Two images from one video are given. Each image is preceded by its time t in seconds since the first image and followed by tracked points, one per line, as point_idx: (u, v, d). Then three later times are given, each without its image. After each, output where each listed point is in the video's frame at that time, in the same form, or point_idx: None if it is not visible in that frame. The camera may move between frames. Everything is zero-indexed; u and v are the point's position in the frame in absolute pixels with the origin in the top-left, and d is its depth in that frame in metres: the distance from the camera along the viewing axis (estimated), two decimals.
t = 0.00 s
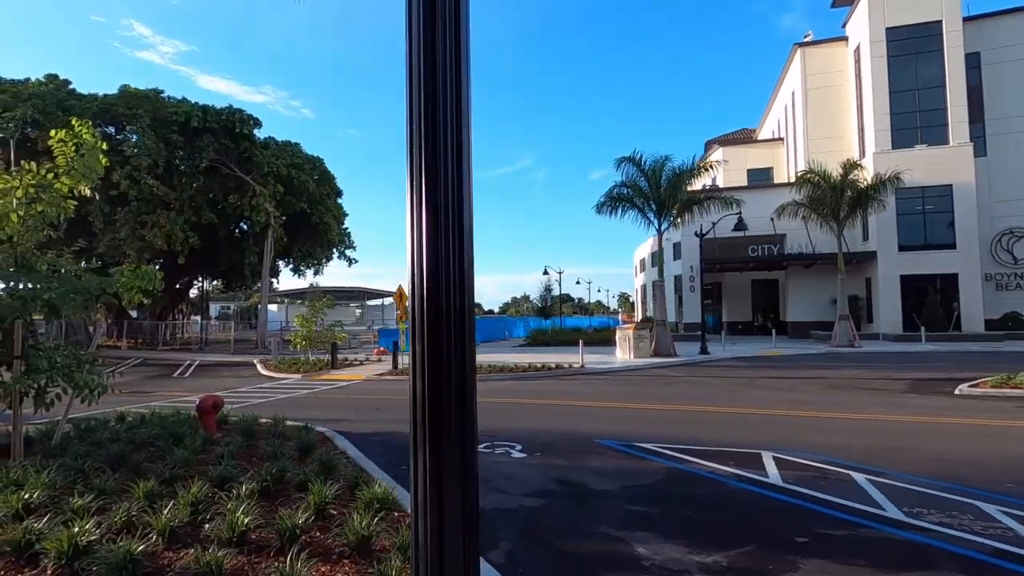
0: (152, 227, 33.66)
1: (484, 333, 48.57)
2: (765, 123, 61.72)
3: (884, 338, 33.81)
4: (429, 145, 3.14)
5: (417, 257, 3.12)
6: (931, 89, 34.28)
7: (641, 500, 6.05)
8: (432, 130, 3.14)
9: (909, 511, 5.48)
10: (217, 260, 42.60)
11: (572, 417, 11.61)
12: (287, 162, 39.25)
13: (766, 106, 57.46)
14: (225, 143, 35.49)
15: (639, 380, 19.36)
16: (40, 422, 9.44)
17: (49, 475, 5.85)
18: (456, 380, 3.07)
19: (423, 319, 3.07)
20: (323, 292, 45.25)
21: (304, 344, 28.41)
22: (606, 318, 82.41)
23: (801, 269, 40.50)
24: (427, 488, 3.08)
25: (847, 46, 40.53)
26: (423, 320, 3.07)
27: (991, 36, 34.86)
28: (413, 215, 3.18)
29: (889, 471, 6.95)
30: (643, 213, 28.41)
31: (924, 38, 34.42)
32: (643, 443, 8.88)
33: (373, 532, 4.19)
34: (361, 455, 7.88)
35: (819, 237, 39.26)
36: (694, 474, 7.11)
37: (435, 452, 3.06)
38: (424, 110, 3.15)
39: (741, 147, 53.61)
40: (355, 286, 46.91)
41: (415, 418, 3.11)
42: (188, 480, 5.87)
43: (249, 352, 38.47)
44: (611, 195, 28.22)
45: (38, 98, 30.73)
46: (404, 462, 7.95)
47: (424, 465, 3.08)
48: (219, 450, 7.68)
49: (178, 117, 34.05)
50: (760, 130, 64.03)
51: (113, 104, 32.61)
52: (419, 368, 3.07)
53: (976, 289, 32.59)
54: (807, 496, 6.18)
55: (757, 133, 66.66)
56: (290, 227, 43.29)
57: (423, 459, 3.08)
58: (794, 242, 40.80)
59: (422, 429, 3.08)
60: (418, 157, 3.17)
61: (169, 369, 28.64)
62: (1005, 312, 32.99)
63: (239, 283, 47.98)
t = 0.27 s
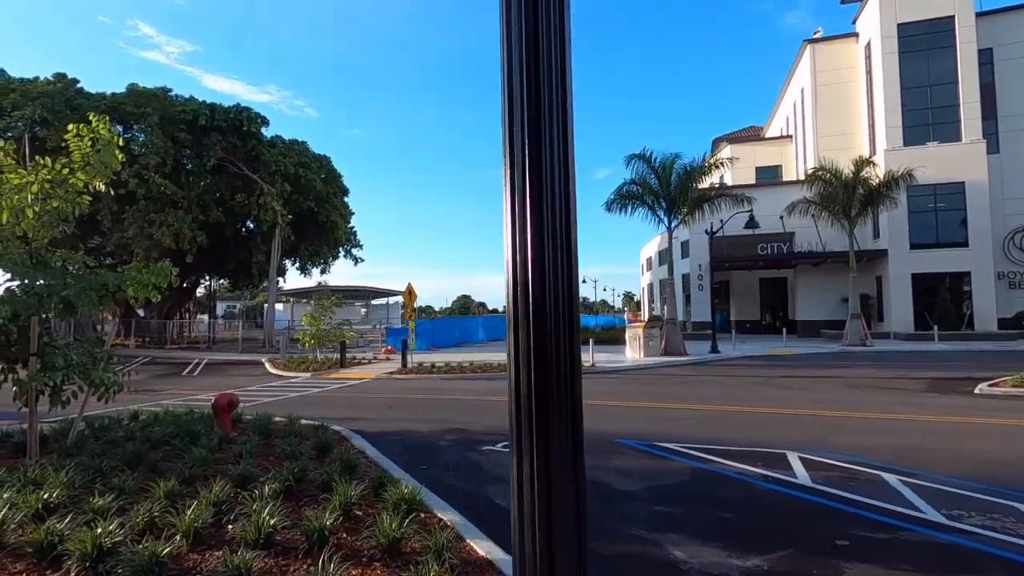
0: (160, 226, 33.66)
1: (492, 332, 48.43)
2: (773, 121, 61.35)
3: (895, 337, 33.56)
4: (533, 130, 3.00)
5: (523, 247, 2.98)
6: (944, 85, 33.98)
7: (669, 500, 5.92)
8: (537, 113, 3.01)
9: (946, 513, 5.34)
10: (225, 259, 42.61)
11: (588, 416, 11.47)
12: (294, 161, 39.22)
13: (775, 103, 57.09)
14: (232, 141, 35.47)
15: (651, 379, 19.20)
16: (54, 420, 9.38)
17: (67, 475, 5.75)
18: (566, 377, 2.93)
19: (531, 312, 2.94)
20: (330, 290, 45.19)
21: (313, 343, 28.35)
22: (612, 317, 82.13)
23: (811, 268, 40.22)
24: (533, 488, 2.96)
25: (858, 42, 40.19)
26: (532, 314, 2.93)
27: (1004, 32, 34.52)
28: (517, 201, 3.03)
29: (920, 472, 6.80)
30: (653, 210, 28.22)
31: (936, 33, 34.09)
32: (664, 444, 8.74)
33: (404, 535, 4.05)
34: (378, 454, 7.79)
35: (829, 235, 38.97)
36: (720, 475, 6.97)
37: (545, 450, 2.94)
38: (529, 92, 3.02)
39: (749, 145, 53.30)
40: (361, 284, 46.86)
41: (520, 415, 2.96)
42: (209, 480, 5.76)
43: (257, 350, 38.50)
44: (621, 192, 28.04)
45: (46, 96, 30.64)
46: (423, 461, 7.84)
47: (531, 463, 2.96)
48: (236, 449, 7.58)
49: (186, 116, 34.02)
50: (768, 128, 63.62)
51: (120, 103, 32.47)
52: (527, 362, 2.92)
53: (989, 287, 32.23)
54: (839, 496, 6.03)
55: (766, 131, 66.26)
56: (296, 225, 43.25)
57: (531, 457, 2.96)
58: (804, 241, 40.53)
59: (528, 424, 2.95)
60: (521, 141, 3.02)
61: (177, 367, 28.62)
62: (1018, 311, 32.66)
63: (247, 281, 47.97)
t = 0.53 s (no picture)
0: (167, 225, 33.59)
1: (498, 331, 48.30)
2: (782, 118, 60.98)
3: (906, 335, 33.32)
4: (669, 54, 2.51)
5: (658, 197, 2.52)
6: (956, 81, 33.66)
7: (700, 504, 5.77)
8: (679, 52, 2.51)
9: (990, 517, 5.17)
10: (231, 257, 42.59)
11: (604, 416, 11.33)
12: (301, 159, 39.15)
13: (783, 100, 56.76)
14: (239, 139, 35.41)
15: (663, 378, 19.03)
16: (68, 419, 9.31)
17: (85, 476, 5.63)
18: (718, 351, 2.44)
19: (674, 272, 2.46)
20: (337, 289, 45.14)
21: (321, 341, 28.31)
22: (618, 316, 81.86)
23: (820, 266, 39.95)
24: (678, 487, 2.46)
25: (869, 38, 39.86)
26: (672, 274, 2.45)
27: (1017, 27, 34.18)
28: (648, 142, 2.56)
29: (955, 474, 6.62)
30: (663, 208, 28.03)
31: (949, 29, 33.77)
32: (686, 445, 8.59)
33: (438, 541, 3.92)
34: (397, 454, 7.67)
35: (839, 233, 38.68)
36: (750, 477, 6.81)
37: (696, 440, 2.43)
38: (667, 9, 2.52)
39: (757, 143, 53.00)
40: (368, 283, 46.79)
41: (661, 398, 2.48)
42: (229, 483, 5.63)
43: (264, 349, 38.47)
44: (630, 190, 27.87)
45: (55, 95, 30.62)
46: (443, 462, 7.71)
47: (677, 457, 2.45)
48: (253, 448, 7.47)
49: (194, 114, 33.98)
50: (776, 125, 63.25)
51: (128, 101, 32.37)
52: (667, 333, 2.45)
53: (1002, 282, 32.10)
54: (875, 500, 5.86)
55: (774, 128, 65.87)
56: (303, 224, 43.18)
57: (677, 449, 2.45)
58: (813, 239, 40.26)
59: (674, 427, 2.46)
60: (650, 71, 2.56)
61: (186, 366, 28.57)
62: None
63: (253, 280, 47.96)
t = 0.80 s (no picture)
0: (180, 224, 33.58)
1: (509, 331, 48.14)
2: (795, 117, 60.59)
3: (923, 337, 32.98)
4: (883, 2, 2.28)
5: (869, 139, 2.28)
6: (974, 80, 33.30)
7: (741, 510, 5.67)
8: (898, 34, 2.27)
9: None
10: (242, 257, 42.62)
11: (627, 418, 11.21)
12: (313, 158, 39.16)
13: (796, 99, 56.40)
14: (251, 139, 35.39)
15: (680, 379, 18.87)
16: (91, 418, 9.29)
17: (115, 476, 5.57)
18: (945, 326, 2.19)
19: (898, 274, 2.20)
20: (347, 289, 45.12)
21: (333, 341, 28.25)
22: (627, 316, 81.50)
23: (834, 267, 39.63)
24: (904, 479, 2.18)
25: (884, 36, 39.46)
26: (899, 224, 2.22)
27: None
28: (857, 79, 2.30)
29: (998, 480, 6.50)
30: (678, 208, 27.83)
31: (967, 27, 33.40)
32: (716, 448, 8.47)
33: (485, 545, 3.83)
34: (423, 454, 7.58)
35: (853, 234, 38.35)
36: (787, 482, 6.70)
37: (925, 464, 2.16)
38: None
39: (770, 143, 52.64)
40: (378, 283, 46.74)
41: (880, 379, 2.21)
42: (263, 483, 5.55)
43: (275, 348, 38.46)
44: (645, 189, 27.70)
45: (69, 95, 30.63)
46: (472, 463, 7.62)
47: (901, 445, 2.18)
48: (279, 448, 7.41)
49: (207, 113, 34.01)
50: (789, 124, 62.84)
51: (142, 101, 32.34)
52: (887, 291, 2.21)
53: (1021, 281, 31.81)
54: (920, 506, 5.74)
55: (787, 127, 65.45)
56: (314, 223, 43.18)
57: (903, 472, 2.18)
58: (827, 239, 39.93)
59: (898, 448, 2.18)
60: (860, 0, 2.31)
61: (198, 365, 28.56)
62: None
63: (263, 279, 48.00)
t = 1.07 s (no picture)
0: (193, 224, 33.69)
1: (519, 330, 48.13)
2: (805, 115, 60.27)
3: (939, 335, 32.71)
4: None
5: None
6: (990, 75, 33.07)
7: (783, 511, 5.61)
8: None
9: None
10: (253, 257, 42.76)
11: (649, 418, 11.15)
12: (323, 159, 39.28)
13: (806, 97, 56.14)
14: (263, 139, 35.42)
15: (696, 378, 18.81)
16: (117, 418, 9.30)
17: (150, 477, 5.54)
18: None
19: None
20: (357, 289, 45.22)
21: (346, 340, 28.27)
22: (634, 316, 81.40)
23: (847, 265, 39.33)
24: None
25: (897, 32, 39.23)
26: None
27: None
28: None
29: None
30: (691, 206, 27.70)
31: (983, 22, 33.16)
32: (745, 448, 8.42)
33: (536, 549, 3.76)
34: (451, 454, 7.50)
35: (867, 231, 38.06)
36: (824, 482, 6.64)
37: None
38: None
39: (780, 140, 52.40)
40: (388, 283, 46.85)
41: None
42: (298, 485, 5.51)
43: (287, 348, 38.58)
44: (658, 187, 27.59)
45: (83, 96, 30.64)
46: (501, 463, 7.58)
47: None
48: (307, 448, 7.38)
49: (219, 113, 34.10)
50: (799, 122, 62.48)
51: (155, 101, 32.33)
52: None
53: None
54: (965, 508, 5.70)
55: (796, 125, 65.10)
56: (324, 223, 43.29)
57: None
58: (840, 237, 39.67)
59: None
60: None
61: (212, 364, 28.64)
62: None
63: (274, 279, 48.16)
